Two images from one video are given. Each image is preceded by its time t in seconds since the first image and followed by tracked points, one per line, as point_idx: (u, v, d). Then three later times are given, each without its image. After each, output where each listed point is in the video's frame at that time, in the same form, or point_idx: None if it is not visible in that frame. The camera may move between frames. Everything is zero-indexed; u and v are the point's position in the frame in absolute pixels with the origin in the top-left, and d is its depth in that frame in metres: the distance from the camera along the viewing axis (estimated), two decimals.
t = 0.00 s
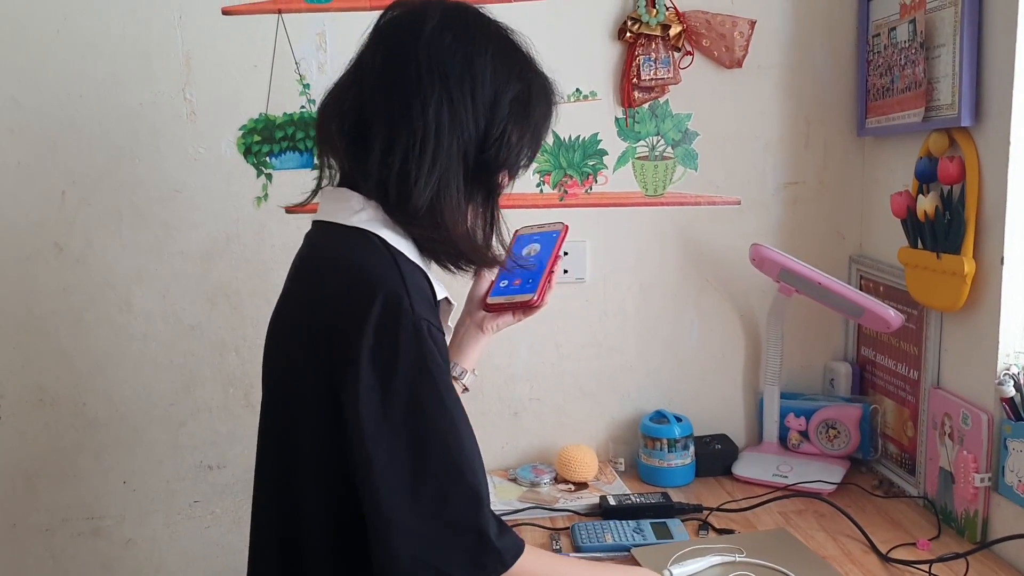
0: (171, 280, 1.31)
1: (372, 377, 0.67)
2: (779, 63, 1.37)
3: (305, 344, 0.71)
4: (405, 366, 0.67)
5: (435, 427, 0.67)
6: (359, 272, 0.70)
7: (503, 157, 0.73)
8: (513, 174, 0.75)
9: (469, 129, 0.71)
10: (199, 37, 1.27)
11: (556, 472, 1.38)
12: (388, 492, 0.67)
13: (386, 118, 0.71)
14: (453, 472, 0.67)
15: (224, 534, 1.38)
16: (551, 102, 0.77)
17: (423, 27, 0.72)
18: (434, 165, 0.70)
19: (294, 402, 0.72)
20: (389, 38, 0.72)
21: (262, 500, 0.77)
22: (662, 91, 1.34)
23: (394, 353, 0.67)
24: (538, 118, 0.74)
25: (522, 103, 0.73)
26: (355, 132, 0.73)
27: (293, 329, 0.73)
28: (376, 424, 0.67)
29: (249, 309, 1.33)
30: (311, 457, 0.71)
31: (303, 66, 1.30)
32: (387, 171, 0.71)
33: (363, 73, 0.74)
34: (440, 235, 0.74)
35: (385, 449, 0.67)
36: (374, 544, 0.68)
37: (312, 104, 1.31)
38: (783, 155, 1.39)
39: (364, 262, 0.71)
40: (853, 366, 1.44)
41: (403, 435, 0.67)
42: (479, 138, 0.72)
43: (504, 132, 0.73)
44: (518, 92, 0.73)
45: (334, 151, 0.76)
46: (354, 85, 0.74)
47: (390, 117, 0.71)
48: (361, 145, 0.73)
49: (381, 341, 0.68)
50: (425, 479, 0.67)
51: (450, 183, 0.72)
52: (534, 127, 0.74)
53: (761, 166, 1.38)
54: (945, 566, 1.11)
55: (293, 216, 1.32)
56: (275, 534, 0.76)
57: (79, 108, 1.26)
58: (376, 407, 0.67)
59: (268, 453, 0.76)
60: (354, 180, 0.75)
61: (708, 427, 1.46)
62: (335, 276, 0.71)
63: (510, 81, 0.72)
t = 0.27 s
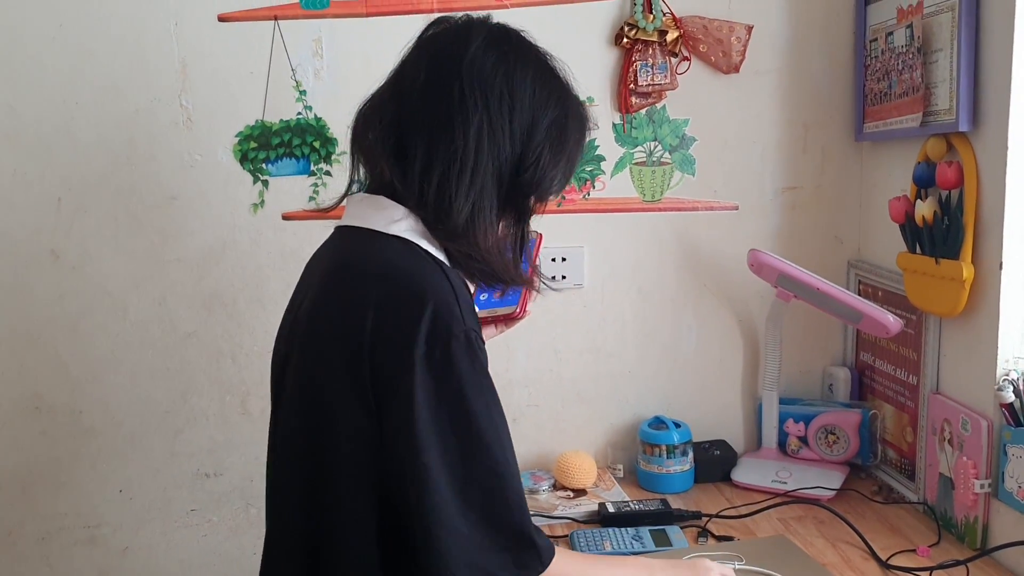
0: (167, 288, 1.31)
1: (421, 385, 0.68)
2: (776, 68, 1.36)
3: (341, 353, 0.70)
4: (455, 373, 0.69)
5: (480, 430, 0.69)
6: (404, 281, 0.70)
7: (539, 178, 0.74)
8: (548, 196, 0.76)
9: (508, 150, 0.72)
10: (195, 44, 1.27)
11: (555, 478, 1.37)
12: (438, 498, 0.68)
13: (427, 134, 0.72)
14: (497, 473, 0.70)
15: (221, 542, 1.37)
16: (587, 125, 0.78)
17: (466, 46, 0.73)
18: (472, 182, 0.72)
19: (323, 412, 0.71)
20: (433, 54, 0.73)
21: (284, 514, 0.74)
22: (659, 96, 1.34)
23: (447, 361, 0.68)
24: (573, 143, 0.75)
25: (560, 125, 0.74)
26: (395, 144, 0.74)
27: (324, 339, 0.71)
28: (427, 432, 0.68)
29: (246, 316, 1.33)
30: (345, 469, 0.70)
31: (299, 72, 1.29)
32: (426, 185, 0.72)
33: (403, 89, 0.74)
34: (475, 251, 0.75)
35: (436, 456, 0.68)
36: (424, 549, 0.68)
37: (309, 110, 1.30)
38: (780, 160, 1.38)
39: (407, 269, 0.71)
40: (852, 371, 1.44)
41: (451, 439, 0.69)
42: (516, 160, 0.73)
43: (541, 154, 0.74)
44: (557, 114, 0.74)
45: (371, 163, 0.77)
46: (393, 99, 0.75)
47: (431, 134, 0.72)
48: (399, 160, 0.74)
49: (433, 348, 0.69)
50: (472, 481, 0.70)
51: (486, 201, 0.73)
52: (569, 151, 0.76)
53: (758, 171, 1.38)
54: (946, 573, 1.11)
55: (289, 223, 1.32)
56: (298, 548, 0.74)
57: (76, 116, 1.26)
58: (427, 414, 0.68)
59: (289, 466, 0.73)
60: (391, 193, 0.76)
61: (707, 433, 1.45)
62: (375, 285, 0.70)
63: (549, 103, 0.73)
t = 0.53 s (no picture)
0: (161, 291, 1.31)
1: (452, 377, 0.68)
2: (768, 70, 1.37)
3: (368, 350, 0.69)
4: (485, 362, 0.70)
5: (509, 416, 0.71)
6: (432, 275, 0.70)
7: (547, 185, 0.76)
8: (555, 201, 0.78)
9: (518, 156, 0.74)
10: (188, 49, 1.28)
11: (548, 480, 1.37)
12: (476, 485, 0.68)
13: (439, 139, 0.74)
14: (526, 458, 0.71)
15: (215, 545, 1.37)
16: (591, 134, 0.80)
17: (477, 54, 0.74)
18: (484, 187, 0.73)
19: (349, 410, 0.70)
20: (443, 62, 0.75)
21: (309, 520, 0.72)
22: (650, 99, 1.34)
23: (478, 351, 0.69)
24: (580, 151, 0.78)
25: (568, 133, 0.76)
26: (406, 148, 0.76)
27: (347, 337, 0.70)
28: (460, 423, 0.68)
29: (240, 319, 1.33)
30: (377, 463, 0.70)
31: (292, 76, 1.29)
32: (438, 188, 0.74)
33: (414, 94, 0.76)
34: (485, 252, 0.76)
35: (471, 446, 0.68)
36: (468, 538, 0.69)
37: (301, 114, 1.30)
38: (772, 161, 1.39)
39: (433, 262, 0.71)
40: (845, 373, 1.44)
41: (483, 427, 0.70)
42: (526, 166, 0.75)
43: (550, 161, 0.76)
44: (564, 122, 0.76)
45: (381, 166, 0.78)
46: (405, 105, 0.76)
47: (444, 140, 0.73)
48: (411, 164, 0.76)
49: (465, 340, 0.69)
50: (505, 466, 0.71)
51: (496, 205, 0.75)
52: (577, 158, 0.78)
53: (750, 172, 1.38)
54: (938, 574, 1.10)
55: (282, 226, 1.32)
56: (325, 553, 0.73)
57: (70, 120, 1.27)
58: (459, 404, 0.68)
59: (310, 469, 0.72)
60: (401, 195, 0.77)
61: (701, 434, 1.45)
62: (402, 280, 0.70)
63: (557, 112, 0.75)
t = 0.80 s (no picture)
0: (152, 292, 1.31)
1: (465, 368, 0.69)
2: (759, 69, 1.37)
3: (381, 341, 0.69)
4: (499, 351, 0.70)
5: (523, 401, 0.71)
6: (445, 266, 0.70)
7: (540, 181, 0.76)
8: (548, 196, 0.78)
9: (511, 151, 0.74)
10: (177, 49, 1.27)
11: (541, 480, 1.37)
12: (495, 471, 0.69)
13: (431, 138, 0.73)
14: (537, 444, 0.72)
15: (208, 546, 1.37)
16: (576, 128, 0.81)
17: (465, 53, 0.74)
18: (480, 184, 0.73)
19: (362, 401, 0.70)
20: (432, 63, 0.75)
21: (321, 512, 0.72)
22: (642, 98, 1.34)
23: (492, 342, 0.70)
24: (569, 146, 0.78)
25: (557, 128, 0.76)
26: (399, 149, 0.75)
27: (359, 328, 0.70)
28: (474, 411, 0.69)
29: (232, 320, 1.33)
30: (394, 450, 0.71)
31: (282, 76, 1.29)
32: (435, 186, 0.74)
33: (404, 95, 0.76)
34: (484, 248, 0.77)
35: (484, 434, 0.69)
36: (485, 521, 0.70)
37: (292, 114, 1.30)
38: (763, 160, 1.39)
39: (445, 255, 0.71)
40: (837, 371, 1.44)
41: (497, 416, 0.70)
42: (519, 162, 0.75)
43: (542, 157, 0.76)
44: (555, 118, 0.76)
45: (375, 168, 0.78)
46: (395, 105, 0.76)
47: (437, 139, 0.73)
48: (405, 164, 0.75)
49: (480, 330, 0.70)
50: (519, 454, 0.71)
51: (491, 201, 0.74)
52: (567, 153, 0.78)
53: (742, 171, 1.38)
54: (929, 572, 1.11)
55: (274, 226, 1.32)
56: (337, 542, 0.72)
57: (59, 122, 1.26)
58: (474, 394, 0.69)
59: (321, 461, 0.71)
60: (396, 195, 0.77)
61: (694, 433, 1.46)
62: (417, 271, 0.70)
63: (546, 107, 0.75)
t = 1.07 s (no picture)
0: (147, 301, 1.31)
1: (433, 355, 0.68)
2: (754, 75, 1.37)
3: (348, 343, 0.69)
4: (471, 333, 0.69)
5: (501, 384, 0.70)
6: (411, 257, 0.70)
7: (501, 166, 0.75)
8: (510, 179, 0.78)
9: (469, 138, 0.73)
10: (172, 58, 1.27)
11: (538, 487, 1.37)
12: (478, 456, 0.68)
13: (388, 137, 0.73)
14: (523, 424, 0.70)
15: (204, 555, 1.37)
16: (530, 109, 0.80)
17: (412, 49, 0.74)
18: (444, 175, 0.73)
19: (338, 404, 0.70)
20: (379, 65, 0.75)
21: (317, 521, 0.71)
22: (636, 105, 1.34)
23: (462, 326, 0.69)
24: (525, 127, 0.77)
25: (513, 109, 0.76)
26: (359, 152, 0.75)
27: (330, 333, 0.70)
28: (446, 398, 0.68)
29: (227, 328, 1.33)
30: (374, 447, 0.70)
31: (277, 84, 1.29)
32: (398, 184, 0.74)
33: (355, 101, 0.75)
34: (458, 239, 0.76)
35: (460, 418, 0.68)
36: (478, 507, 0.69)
37: (286, 122, 1.30)
38: (759, 166, 1.39)
39: (409, 248, 0.71)
40: (834, 377, 1.44)
41: (474, 403, 0.69)
42: (481, 147, 0.74)
43: (501, 139, 0.75)
44: (508, 101, 0.75)
45: (339, 176, 0.77)
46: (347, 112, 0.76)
47: (395, 138, 0.73)
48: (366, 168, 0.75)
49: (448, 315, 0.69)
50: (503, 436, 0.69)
51: (456, 191, 0.73)
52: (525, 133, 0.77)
53: (737, 177, 1.38)
54: None
55: (268, 234, 1.32)
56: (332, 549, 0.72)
57: (54, 131, 1.26)
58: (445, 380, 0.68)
59: (309, 472, 0.71)
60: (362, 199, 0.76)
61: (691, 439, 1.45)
62: (384, 266, 0.70)
63: (497, 91, 0.75)
